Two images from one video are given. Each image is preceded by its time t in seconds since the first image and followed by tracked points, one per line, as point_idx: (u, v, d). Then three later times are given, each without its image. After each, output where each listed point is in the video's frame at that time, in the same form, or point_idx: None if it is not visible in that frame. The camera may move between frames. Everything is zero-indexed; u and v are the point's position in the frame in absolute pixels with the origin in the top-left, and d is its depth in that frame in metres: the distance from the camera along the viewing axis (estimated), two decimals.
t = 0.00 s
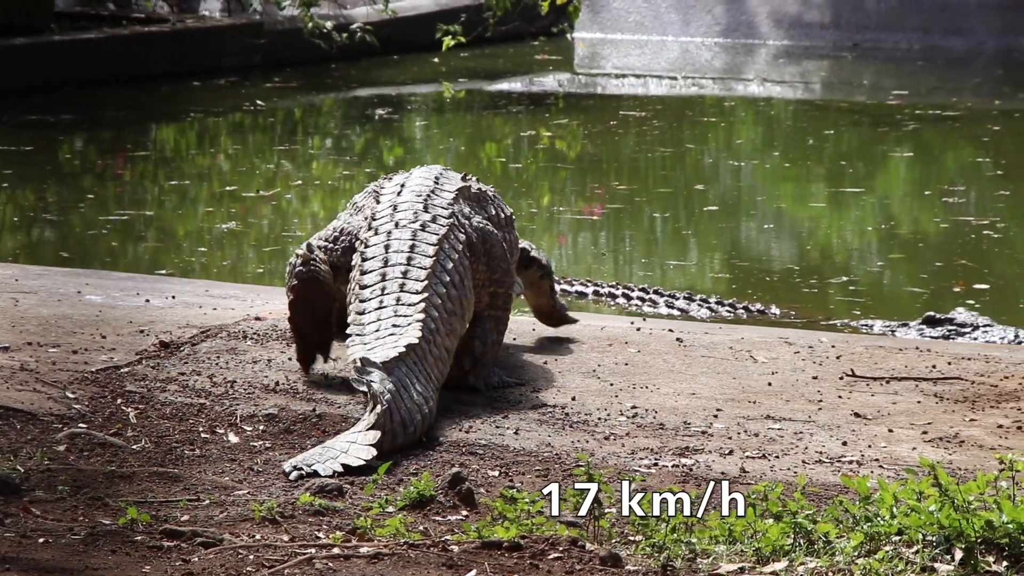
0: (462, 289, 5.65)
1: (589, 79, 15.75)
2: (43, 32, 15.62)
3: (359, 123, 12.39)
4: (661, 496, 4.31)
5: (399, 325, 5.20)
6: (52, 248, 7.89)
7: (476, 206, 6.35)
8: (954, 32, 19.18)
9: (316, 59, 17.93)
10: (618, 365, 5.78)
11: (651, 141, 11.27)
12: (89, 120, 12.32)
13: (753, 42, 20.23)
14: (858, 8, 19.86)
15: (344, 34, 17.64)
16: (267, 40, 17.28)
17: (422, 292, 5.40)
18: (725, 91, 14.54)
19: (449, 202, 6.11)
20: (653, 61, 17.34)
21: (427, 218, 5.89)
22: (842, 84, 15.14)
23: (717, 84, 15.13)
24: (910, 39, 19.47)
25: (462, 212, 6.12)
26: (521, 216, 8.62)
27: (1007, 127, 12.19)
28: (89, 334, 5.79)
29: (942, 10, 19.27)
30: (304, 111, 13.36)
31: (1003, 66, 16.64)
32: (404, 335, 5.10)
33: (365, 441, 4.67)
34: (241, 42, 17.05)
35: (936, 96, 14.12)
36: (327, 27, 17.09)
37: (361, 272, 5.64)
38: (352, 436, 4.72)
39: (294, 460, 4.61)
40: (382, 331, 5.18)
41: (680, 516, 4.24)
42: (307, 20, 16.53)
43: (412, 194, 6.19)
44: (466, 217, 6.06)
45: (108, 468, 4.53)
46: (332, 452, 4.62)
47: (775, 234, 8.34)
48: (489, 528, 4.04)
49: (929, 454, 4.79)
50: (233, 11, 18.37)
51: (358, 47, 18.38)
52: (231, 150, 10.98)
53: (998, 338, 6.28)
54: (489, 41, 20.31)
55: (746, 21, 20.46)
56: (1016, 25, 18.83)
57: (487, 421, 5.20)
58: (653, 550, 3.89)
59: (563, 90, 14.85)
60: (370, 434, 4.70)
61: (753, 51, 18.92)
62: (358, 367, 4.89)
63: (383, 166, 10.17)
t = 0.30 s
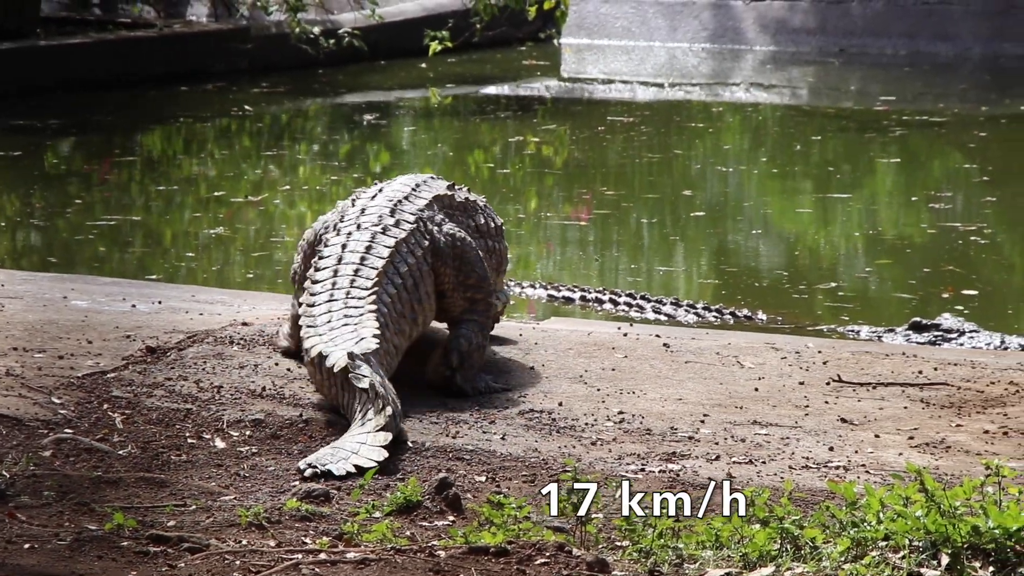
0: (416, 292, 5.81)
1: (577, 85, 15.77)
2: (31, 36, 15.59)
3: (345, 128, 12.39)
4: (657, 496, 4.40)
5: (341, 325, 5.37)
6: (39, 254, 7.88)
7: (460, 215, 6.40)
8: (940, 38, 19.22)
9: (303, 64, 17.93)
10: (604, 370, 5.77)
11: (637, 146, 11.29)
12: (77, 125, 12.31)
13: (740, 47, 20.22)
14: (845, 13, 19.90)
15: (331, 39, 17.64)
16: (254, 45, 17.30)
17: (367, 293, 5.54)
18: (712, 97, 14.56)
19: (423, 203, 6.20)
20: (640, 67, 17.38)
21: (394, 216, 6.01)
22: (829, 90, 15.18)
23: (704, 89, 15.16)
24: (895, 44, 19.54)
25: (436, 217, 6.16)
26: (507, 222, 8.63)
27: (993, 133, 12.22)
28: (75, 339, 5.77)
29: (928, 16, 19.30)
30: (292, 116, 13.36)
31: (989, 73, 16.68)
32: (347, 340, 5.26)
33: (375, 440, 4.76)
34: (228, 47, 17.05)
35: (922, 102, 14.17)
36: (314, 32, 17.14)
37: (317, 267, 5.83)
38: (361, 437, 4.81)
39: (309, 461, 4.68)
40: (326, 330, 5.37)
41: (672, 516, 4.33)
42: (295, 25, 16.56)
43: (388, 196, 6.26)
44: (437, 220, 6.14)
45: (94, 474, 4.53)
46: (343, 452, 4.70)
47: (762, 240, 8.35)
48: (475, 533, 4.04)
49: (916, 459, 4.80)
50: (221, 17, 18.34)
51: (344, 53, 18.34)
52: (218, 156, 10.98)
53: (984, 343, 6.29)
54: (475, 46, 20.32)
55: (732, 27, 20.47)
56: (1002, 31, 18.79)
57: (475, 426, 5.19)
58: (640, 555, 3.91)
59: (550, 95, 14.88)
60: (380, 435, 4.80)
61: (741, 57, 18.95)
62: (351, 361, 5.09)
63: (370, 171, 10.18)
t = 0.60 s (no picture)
0: (366, 301, 5.97)
1: (560, 94, 15.78)
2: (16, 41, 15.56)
3: (328, 135, 12.38)
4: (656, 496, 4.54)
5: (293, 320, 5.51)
6: (19, 259, 7.87)
7: (424, 219, 6.48)
8: (923, 51, 18.79)
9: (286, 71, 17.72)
10: (585, 380, 5.76)
11: (620, 156, 11.29)
12: (60, 131, 12.29)
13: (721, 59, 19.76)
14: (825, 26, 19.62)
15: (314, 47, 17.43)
16: (238, 52, 17.05)
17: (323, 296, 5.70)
18: (694, 108, 14.57)
19: (391, 208, 6.32)
20: (624, 76, 17.43)
21: (361, 220, 6.14)
22: (812, 101, 15.21)
23: (686, 100, 15.20)
24: (879, 57, 19.12)
25: (403, 227, 6.29)
26: (489, 232, 8.63)
27: (976, 146, 12.25)
28: (54, 344, 5.76)
29: (912, 28, 18.88)
30: (275, 123, 13.36)
31: (972, 87, 16.73)
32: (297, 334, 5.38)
33: (379, 441, 4.88)
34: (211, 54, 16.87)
35: (904, 114, 14.21)
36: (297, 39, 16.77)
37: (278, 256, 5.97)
38: (361, 437, 4.90)
39: (323, 460, 4.76)
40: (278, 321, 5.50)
41: (671, 517, 4.47)
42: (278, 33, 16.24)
43: (359, 195, 6.37)
44: (402, 230, 6.27)
45: (71, 480, 4.52)
46: (351, 454, 4.80)
47: (745, 251, 8.36)
48: (454, 542, 4.04)
49: (895, 472, 4.80)
50: (204, 22, 18.26)
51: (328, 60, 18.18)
52: (201, 162, 10.97)
53: (964, 356, 6.31)
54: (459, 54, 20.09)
55: (716, 38, 19.97)
56: (984, 44, 18.37)
57: (454, 434, 5.17)
58: (619, 566, 3.90)
59: (533, 105, 14.89)
60: (380, 434, 4.93)
61: (724, 67, 18.98)
62: (332, 349, 5.15)
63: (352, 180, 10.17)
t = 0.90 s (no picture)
0: (333, 307, 6.09)
1: (535, 105, 15.81)
2: None
3: (300, 146, 12.36)
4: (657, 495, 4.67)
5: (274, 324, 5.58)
6: None
7: (378, 224, 6.68)
8: (894, 64, 19.11)
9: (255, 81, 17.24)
10: (557, 392, 5.75)
11: (592, 168, 11.30)
12: (36, 141, 12.26)
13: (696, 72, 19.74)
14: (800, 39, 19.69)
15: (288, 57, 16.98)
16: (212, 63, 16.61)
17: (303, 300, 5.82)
18: (666, 120, 14.59)
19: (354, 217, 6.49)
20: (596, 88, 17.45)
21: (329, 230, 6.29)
22: (784, 114, 15.27)
23: (657, 112, 15.24)
24: (851, 70, 19.38)
25: (364, 233, 6.51)
26: (460, 243, 8.63)
27: (948, 159, 12.31)
28: (25, 354, 5.74)
29: (883, 42, 19.23)
30: (248, 133, 13.36)
31: (945, 100, 16.85)
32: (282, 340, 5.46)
33: (362, 448, 4.95)
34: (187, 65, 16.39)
35: (875, 127, 14.28)
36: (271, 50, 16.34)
37: (250, 259, 6.01)
38: (343, 443, 4.95)
39: (312, 469, 4.78)
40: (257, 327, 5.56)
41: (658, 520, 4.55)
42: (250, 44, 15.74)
43: (319, 201, 6.54)
44: (363, 238, 6.44)
45: (41, 490, 4.51)
46: (338, 461, 4.83)
47: (720, 262, 8.39)
48: (426, 553, 4.04)
49: (866, 484, 4.81)
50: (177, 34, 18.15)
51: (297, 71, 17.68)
52: (174, 173, 10.96)
53: (935, 369, 6.33)
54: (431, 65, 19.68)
55: (689, 50, 20.00)
56: (954, 60, 18.70)
57: (425, 445, 5.15)
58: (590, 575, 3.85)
59: (506, 116, 14.91)
60: (361, 442, 4.99)
61: (697, 81, 19.00)
62: (308, 355, 5.21)
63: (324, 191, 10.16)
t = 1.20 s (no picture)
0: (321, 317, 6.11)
1: (506, 119, 15.82)
2: None
3: (272, 160, 12.36)
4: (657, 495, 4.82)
5: (283, 339, 5.62)
6: None
7: (332, 231, 6.74)
8: (865, 78, 19.15)
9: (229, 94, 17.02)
10: (529, 406, 5.74)
11: (563, 182, 11.31)
12: (15, 154, 12.24)
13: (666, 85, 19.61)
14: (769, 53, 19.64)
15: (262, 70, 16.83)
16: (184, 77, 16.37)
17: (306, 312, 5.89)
18: (637, 134, 14.60)
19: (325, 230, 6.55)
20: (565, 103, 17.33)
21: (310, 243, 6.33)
22: (755, 127, 15.32)
23: (629, 125, 15.27)
24: (820, 84, 19.34)
25: (330, 241, 6.62)
26: (434, 256, 8.65)
27: (921, 172, 12.38)
28: None
29: (854, 56, 19.30)
30: (220, 147, 13.35)
31: (920, 113, 16.92)
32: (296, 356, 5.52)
33: (336, 461, 4.97)
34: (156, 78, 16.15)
35: (847, 140, 14.34)
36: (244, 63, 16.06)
37: (245, 272, 5.97)
38: (317, 453, 4.98)
39: (288, 481, 4.80)
40: (267, 343, 5.56)
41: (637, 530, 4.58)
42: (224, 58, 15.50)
43: (286, 210, 6.60)
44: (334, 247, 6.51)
45: (11, 505, 4.51)
46: (313, 473, 4.85)
47: (693, 276, 8.41)
48: (398, 567, 4.05)
49: (838, 498, 4.81)
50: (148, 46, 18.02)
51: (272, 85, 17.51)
52: (146, 187, 10.95)
53: (907, 383, 6.33)
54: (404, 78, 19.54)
55: (659, 64, 19.85)
56: (927, 73, 18.90)
57: (398, 459, 5.14)
58: None
59: (477, 129, 14.93)
60: (335, 454, 5.02)
61: (664, 94, 18.98)
62: (287, 366, 5.30)
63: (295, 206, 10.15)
